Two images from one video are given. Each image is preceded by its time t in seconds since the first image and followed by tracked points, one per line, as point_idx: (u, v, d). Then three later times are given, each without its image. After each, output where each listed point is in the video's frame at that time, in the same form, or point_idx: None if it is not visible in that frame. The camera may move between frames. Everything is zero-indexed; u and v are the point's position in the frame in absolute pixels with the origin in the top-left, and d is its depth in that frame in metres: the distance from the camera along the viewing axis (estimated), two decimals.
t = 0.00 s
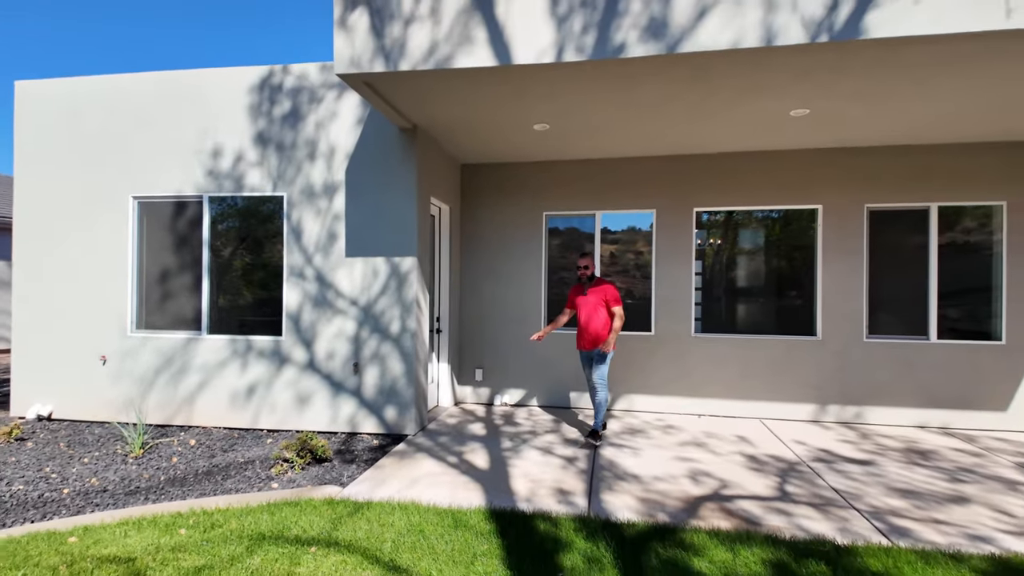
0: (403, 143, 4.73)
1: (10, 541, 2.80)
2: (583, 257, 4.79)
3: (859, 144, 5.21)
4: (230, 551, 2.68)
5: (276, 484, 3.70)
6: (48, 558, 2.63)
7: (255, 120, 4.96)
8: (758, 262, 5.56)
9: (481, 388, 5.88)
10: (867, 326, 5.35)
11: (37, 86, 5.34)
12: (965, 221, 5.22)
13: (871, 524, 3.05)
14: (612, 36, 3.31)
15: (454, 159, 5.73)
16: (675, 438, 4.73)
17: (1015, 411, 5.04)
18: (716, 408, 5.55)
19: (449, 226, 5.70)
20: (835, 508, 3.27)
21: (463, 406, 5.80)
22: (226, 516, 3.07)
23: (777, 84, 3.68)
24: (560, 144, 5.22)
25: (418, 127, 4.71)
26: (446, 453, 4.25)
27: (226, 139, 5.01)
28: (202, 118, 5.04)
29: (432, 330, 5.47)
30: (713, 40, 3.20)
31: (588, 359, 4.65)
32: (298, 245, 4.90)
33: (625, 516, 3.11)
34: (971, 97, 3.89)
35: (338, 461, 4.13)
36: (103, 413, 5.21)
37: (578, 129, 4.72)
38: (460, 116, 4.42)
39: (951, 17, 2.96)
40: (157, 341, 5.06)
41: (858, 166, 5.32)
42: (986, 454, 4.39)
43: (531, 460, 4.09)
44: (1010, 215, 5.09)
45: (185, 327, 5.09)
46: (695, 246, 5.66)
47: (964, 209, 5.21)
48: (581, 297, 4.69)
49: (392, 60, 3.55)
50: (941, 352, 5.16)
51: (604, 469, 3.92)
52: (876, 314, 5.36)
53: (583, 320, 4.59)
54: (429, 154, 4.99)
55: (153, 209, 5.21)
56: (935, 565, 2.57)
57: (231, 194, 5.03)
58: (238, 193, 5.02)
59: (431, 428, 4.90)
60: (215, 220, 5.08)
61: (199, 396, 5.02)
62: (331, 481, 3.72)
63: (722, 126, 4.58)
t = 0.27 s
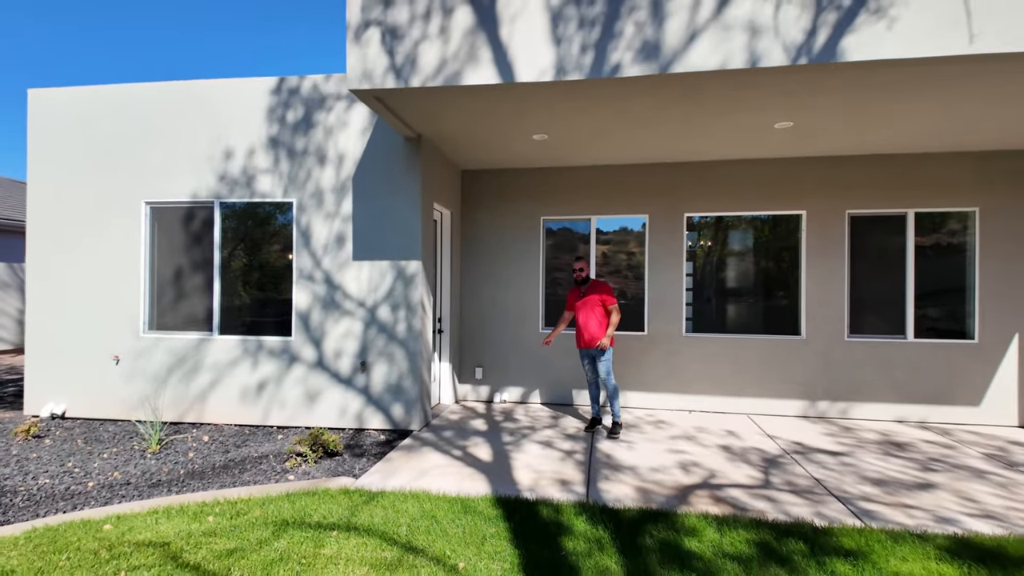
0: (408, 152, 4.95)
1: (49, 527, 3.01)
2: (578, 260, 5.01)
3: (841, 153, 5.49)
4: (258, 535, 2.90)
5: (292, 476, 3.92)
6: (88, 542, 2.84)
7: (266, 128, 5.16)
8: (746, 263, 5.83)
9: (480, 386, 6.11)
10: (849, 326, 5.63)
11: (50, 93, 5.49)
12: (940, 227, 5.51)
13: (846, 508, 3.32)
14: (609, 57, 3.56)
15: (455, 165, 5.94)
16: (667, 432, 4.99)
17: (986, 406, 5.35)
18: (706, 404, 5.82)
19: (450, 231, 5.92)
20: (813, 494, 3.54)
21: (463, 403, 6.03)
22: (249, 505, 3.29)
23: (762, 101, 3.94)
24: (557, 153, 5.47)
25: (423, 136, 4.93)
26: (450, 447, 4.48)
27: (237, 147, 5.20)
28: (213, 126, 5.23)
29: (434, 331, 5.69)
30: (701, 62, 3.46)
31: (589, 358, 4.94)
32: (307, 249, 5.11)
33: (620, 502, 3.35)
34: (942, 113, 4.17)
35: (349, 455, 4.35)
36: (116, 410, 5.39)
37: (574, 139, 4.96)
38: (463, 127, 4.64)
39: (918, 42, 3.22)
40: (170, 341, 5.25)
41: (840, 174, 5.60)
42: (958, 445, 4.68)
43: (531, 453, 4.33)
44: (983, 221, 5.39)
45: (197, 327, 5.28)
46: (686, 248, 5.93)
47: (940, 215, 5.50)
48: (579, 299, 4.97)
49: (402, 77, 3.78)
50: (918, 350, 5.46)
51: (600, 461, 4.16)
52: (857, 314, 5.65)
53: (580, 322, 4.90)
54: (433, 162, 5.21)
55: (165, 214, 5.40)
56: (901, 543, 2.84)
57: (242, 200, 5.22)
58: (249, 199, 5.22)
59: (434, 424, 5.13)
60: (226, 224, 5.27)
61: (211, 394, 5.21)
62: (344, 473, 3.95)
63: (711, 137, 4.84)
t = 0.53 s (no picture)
0: (412, 157, 5.15)
1: (78, 513, 3.19)
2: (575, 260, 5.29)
3: (824, 159, 5.76)
4: (279, 519, 3.10)
5: (303, 467, 4.12)
6: (118, 526, 3.03)
7: (273, 133, 5.33)
8: (733, 263, 6.10)
9: (479, 383, 6.33)
10: (830, 324, 5.92)
11: (57, 97, 5.60)
12: (916, 229, 5.81)
13: (824, 492, 3.58)
14: (605, 71, 3.80)
15: (454, 169, 6.15)
16: (659, 425, 5.24)
17: (958, 399, 5.65)
18: (695, 399, 6.08)
19: (450, 232, 6.13)
20: (794, 480, 3.80)
21: (462, 399, 6.24)
22: (267, 493, 3.49)
23: (747, 112, 4.19)
24: (554, 158, 5.69)
25: (425, 142, 5.14)
26: (452, 439, 4.70)
27: (245, 151, 5.37)
28: (221, 131, 5.39)
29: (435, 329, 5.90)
30: (691, 76, 3.70)
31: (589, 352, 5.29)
32: (313, 250, 5.29)
33: (615, 487, 3.59)
34: (915, 123, 4.45)
35: (356, 448, 4.56)
36: (126, 406, 5.54)
37: (570, 145, 5.19)
38: (465, 133, 4.86)
39: (890, 60, 3.48)
40: (179, 338, 5.41)
41: (822, 179, 5.89)
42: (930, 436, 4.97)
43: (530, 444, 4.55)
44: (955, 224, 5.69)
45: (205, 326, 5.45)
46: (676, 248, 6.18)
47: (916, 218, 5.80)
48: (578, 299, 5.25)
49: (410, 88, 3.99)
50: (895, 347, 5.75)
51: (596, 451, 4.40)
52: (838, 312, 5.93)
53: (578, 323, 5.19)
54: (434, 167, 5.42)
55: (173, 216, 5.55)
56: (873, 520, 3.10)
57: (249, 202, 5.39)
58: (256, 201, 5.39)
59: (436, 418, 5.34)
60: (234, 225, 5.44)
61: (219, 390, 5.38)
62: (353, 463, 4.16)
63: (700, 144, 5.09)
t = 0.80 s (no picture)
0: (406, 162, 5.32)
1: (90, 506, 3.32)
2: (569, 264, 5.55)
3: (801, 166, 6.04)
4: (285, 509, 3.26)
5: (304, 461, 4.28)
6: (131, 517, 3.16)
7: (270, 137, 5.46)
8: (715, 265, 6.36)
9: (471, 381, 6.52)
10: (807, 323, 6.20)
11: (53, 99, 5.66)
12: (888, 233, 6.11)
13: (798, 480, 3.82)
14: (593, 83, 4.00)
15: (447, 173, 6.32)
16: (644, 420, 5.47)
17: (926, 394, 5.96)
18: (679, 395, 6.32)
19: (443, 234, 6.30)
20: (771, 469, 4.04)
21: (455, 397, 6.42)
22: (272, 486, 3.64)
23: (728, 123, 4.42)
24: (544, 163, 5.89)
25: (420, 148, 5.31)
26: (447, 434, 4.88)
27: (242, 155, 5.49)
28: (218, 135, 5.50)
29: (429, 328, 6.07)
30: (675, 89, 3.92)
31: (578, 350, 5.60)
32: (310, 251, 5.44)
33: (603, 477, 3.80)
34: (884, 134, 4.72)
35: (353, 443, 4.72)
36: (123, 405, 5.63)
37: (560, 151, 5.40)
38: (459, 140, 5.04)
39: (859, 76, 3.73)
40: (178, 338, 5.52)
41: (799, 185, 6.16)
42: (898, 429, 5.27)
43: (522, 439, 4.75)
44: (924, 228, 6.00)
45: (203, 326, 5.56)
46: (661, 249, 6.42)
47: (887, 223, 6.10)
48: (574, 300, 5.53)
49: (408, 96, 4.16)
50: (867, 345, 6.05)
51: (585, 444, 4.61)
52: (814, 312, 6.22)
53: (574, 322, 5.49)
54: (428, 171, 5.59)
55: (170, 217, 5.65)
56: (841, 504, 3.34)
57: (246, 204, 5.51)
58: (254, 204, 5.52)
59: (430, 415, 5.51)
60: (231, 227, 5.56)
61: (217, 388, 5.51)
62: (352, 458, 4.32)
63: (684, 151, 5.33)
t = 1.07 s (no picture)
0: (393, 165, 5.46)
1: (86, 500, 3.41)
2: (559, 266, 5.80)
3: (772, 172, 6.32)
4: (278, 501, 3.39)
5: (294, 456, 4.41)
6: (127, 510, 3.26)
7: (258, 140, 5.56)
8: (693, 265, 6.62)
9: (456, 379, 6.68)
10: (778, 322, 6.50)
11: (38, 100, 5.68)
12: (853, 236, 6.43)
13: (765, 468, 4.07)
14: (574, 93, 4.20)
15: (433, 176, 6.47)
16: (623, 414, 5.70)
17: (888, 388, 6.29)
18: (657, 391, 6.57)
19: (429, 236, 6.46)
20: (740, 459, 4.28)
21: (440, 394, 6.58)
22: (264, 479, 3.76)
23: (701, 131, 4.66)
24: (527, 167, 6.08)
25: (406, 151, 5.46)
26: (433, 430, 5.05)
27: (230, 156, 5.58)
28: (206, 137, 5.58)
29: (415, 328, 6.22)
30: (650, 100, 4.14)
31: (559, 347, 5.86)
32: (298, 252, 5.55)
33: (582, 468, 4.00)
34: (847, 143, 5.00)
35: (342, 439, 4.86)
36: (110, 404, 5.68)
37: (542, 156, 5.60)
38: (444, 144, 5.20)
39: (820, 91, 3.99)
40: (166, 337, 5.59)
41: (771, 190, 6.45)
42: (861, 421, 5.57)
43: (506, 433, 4.93)
44: (887, 231, 6.32)
45: (190, 326, 5.64)
46: (641, 250, 6.66)
47: (852, 226, 6.42)
48: (563, 299, 5.82)
49: (396, 103, 4.31)
50: (834, 342, 6.36)
51: (567, 438, 4.81)
52: (785, 311, 6.51)
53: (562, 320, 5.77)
54: (414, 174, 5.74)
55: (157, 218, 5.71)
56: (803, 490, 3.59)
57: (234, 205, 5.60)
58: (242, 205, 5.61)
59: (416, 412, 5.67)
60: (219, 229, 5.64)
61: (205, 387, 5.59)
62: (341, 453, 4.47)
63: (661, 157, 5.56)
